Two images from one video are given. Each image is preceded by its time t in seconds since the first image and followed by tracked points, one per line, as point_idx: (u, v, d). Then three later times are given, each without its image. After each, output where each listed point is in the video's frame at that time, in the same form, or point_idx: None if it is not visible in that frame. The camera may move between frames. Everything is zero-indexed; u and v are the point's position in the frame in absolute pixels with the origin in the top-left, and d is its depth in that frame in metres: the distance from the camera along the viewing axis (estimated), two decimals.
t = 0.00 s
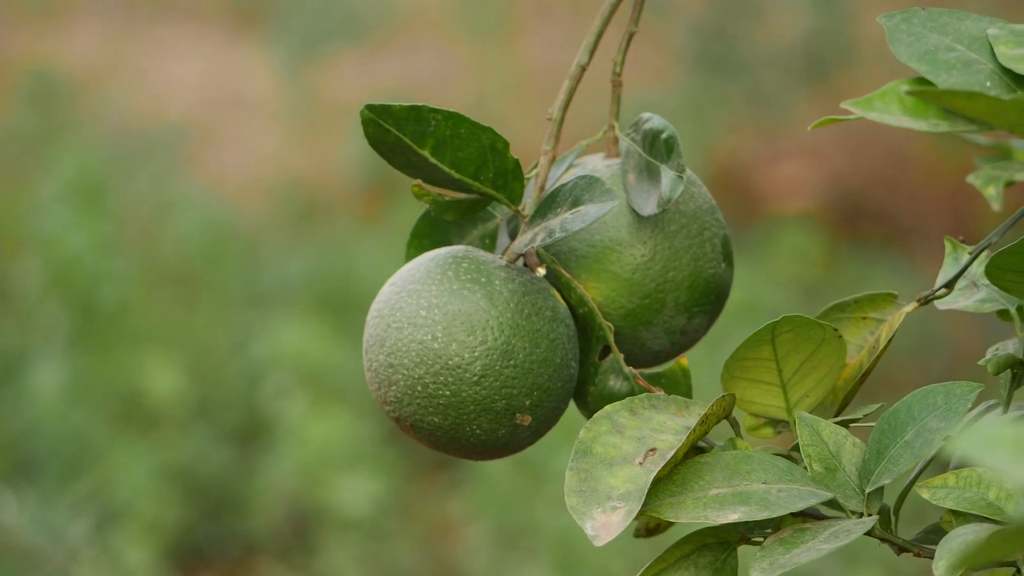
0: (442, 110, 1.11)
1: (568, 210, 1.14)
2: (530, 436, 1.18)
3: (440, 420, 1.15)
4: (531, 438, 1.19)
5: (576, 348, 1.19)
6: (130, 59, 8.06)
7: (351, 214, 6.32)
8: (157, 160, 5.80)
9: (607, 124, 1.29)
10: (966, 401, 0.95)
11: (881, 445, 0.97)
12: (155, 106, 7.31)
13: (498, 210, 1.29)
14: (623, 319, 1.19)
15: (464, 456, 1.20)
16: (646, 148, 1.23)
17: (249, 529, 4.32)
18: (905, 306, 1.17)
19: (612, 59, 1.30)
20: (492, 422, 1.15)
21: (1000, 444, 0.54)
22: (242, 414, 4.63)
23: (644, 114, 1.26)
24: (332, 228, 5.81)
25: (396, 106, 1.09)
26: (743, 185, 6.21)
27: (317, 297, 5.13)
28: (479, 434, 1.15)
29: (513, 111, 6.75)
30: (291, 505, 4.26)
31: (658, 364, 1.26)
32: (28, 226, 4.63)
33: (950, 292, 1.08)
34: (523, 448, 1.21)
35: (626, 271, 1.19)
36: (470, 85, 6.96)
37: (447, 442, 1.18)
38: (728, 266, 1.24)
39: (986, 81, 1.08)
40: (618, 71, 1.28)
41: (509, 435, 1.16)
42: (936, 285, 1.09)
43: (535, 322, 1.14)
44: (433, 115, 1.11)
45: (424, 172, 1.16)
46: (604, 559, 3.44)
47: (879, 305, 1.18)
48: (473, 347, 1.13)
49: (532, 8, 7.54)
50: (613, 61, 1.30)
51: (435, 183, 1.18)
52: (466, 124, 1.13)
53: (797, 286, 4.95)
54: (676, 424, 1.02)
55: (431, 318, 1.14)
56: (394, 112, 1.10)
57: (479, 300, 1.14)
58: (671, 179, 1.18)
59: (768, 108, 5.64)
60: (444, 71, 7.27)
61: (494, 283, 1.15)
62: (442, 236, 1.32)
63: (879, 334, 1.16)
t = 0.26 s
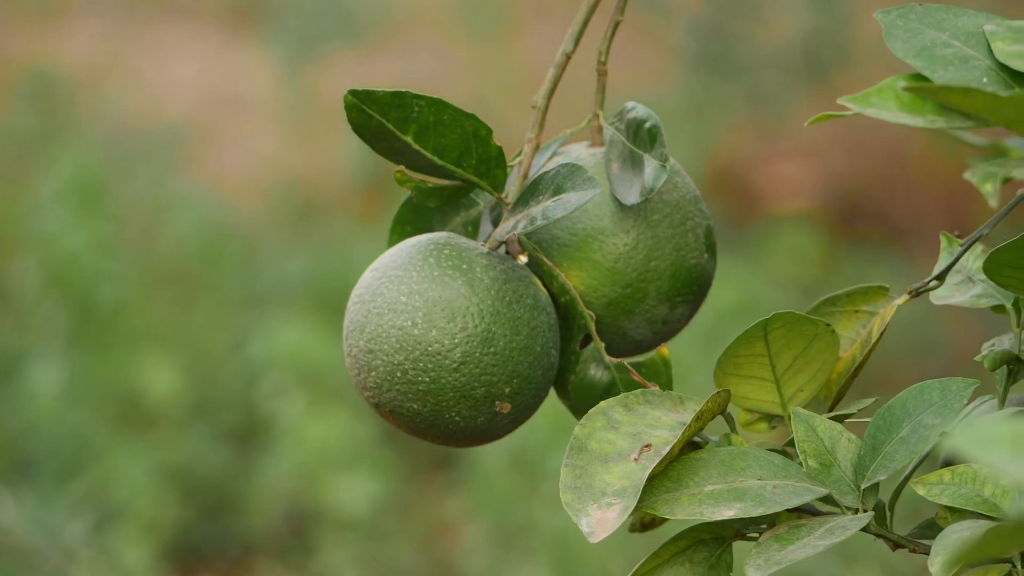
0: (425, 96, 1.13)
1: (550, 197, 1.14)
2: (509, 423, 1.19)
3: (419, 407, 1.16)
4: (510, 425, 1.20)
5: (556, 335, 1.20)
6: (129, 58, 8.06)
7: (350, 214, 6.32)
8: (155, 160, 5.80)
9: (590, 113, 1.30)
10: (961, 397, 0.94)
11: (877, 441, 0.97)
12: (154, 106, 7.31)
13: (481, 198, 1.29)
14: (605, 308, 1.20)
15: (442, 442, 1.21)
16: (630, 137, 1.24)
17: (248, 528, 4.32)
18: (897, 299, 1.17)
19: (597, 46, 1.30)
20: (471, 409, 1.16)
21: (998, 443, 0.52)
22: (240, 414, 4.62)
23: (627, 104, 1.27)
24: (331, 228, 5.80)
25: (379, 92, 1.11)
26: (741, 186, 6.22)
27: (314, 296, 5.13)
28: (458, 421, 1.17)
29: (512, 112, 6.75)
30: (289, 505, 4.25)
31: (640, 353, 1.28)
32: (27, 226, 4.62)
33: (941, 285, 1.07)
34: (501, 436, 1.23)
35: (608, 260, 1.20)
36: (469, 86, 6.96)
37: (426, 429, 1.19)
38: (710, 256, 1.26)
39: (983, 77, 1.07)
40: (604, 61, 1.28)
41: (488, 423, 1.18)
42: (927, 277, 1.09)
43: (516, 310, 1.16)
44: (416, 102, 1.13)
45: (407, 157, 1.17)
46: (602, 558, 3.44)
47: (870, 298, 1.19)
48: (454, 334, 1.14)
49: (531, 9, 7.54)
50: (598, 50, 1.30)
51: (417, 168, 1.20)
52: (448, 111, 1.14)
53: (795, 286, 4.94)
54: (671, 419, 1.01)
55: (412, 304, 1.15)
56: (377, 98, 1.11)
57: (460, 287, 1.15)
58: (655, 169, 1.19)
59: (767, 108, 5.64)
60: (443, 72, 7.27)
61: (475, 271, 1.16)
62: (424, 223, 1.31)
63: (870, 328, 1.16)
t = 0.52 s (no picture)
0: (409, 82, 1.12)
1: (533, 184, 1.14)
2: (490, 411, 1.20)
3: (399, 393, 1.17)
4: (490, 413, 1.21)
5: (537, 323, 1.21)
6: (127, 58, 8.06)
7: (349, 213, 6.31)
8: (155, 160, 5.80)
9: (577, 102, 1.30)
10: (958, 393, 0.94)
11: (873, 437, 0.97)
12: (153, 105, 7.30)
13: (465, 184, 1.29)
14: (588, 297, 1.21)
15: (422, 428, 1.22)
16: (615, 126, 1.23)
17: (246, 528, 4.32)
18: (888, 291, 1.17)
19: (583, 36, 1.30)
20: (451, 396, 1.17)
21: (996, 441, 0.52)
22: (238, 414, 4.62)
23: (613, 93, 1.27)
24: (330, 227, 5.80)
25: (363, 77, 1.09)
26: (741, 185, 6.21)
27: (313, 296, 5.12)
28: (438, 408, 1.17)
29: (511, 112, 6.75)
30: (288, 505, 4.25)
31: (622, 343, 1.28)
32: (25, 226, 4.61)
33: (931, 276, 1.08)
34: (482, 423, 1.23)
35: (591, 248, 1.20)
36: (467, 85, 6.96)
37: (406, 415, 1.19)
38: (694, 247, 1.26)
39: (979, 74, 1.07)
40: (590, 49, 1.28)
41: (468, 410, 1.18)
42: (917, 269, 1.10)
43: (498, 297, 1.16)
44: (401, 87, 1.12)
45: (391, 143, 1.17)
46: (601, 558, 3.43)
47: (862, 291, 1.19)
48: (435, 320, 1.15)
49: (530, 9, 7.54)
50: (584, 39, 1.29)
51: (400, 154, 1.19)
52: (433, 97, 1.14)
53: (794, 286, 4.94)
54: (667, 415, 1.01)
55: (393, 290, 1.16)
56: (362, 82, 1.10)
57: (442, 273, 1.16)
58: (639, 158, 1.19)
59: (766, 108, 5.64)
60: (441, 72, 7.28)
61: (457, 257, 1.17)
62: (408, 209, 1.32)
63: (863, 321, 1.16)
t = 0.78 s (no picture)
0: (395, 67, 1.12)
1: (518, 171, 1.14)
2: (473, 398, 1.19)
3: (381, 379, 1.16)
4: (473, 402, 1.20)
5: (521, 312, 1.20)
6: (126, 58, 8.06)
7: (348, 213, 6.30)
8: (153, 159, 5.79)
9: (564, 90, 1.28)
10: (954, 389, 0.94)
11: (868, 433, 0.96)
12: (152, 105, 7.30)
13: (450, 171, 1.28)
14: (572, 285, 1.20)
15: (404, 415, 1.21)
16: (600, 115, 1.23)
17: (244, 528, 4.31)
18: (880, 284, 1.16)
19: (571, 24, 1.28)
20: (433, 383, 1.16)
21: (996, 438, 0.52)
22: (237, 413, 4.61)
23: (599, 82, 1.26)
24: (328, 227, 5.80)
25: (349, 62, 1.10)
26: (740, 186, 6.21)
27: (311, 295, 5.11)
28: (421, 395, 1.17)
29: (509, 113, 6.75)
30: (286, 504, 4.25)
31: (605, 331, 1.28)
32: (23, 226, 4.60)
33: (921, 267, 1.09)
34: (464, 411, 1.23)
35: (576, 237, 1.20)
36: (466, 84, 6.96)
37: (388, 402, 1.19)
38: (679, 236, 1.26)
39: (978, 70, 1.06)
40: (577, 38, 1.26)
41: (450, 397, 1.18)
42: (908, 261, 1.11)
43: (482, 285, 1.15)
44: (387, 73, 1.12)
45: (376, 129, 1.17)
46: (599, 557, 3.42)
47: (853, 283, 1.17)
48: (418, 307, 1.14)
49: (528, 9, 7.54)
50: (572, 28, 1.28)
51: (386, 141, 1.19)
52: (419, 83, 1.14)
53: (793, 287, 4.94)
54: (662, 411, 1.01)
55: (376, 276, 1.15)
56: (348, 68, 1.11)
57: (426, 260, 1.15)
58: (624, 146, 1.18)
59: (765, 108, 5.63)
60: (439, 71, 7.27)
61: (441, 244, 1.16)
62: (393, 195, 1.31)
63: (855, 313, 1.16)
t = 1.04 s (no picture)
0: (384, 55, 1.12)
1: (506, 159, 1.14)
2: (459, 386, 1.19)
3: (367, 366, 1.16)
4: (459, 390, 1.21)
5: (507, 300, 1.20)
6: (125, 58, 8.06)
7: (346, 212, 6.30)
8: (152, 159, 5.79)
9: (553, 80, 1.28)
10: (950, 386, 0.94)
11: (864, 429, 0.96)
12: (151, 104, 7.29)
13: (439, 159, 1.27)
14: (559, 275, 1.20)
15: (390, 402, 1.21)
16: (589, 104, 1.22)
17: (243, 528, 4.31)
18: (872, 276, 1.17)
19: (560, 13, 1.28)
20: (419, 371, 1.16)
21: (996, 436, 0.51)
22: (235, 414, 4.61)
23: (589, 71, 1.25)
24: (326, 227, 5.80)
25: (338, 49, 1.10)
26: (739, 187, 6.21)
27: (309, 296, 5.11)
28: (406, 383, 1.17)
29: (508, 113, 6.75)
30: (284, 504, 4.24)
31: (592, 322, 1.28)
32: (22, 226, 4.60)
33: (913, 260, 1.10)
34: (450, 399, 1.23)
35: (564, 227, 1.19)
36: (464, 84, 6.96)
37: (374, 389, 1.19)
38: (666, 228, 1.25)
39: (977, 68, 1.06)
40: (567, 27, 1.26)
41: (436, 385, 1.18)
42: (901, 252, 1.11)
43: (469, 274, 1.15)
44: (375, 61, 1.12)
45: (364, 116, 1.17)
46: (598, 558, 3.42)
47: (846, 276, 1.18)
48: (405, 295, 1.14)
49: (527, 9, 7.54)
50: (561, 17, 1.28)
51: (375, 129, 1.19)
52: (407, 70, 1.13)
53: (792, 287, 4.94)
54: (657, 407, 1.00)
55: (363, 264, 1.15)
56: (336, 55, 1.10)
57: (413, 248, 1.15)
58: (612, 136, 1.18)
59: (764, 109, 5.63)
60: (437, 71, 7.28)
61: (428, 233, 1.16)
62: (381, 182, 1.30)
63: (848, 306, 1.16)
